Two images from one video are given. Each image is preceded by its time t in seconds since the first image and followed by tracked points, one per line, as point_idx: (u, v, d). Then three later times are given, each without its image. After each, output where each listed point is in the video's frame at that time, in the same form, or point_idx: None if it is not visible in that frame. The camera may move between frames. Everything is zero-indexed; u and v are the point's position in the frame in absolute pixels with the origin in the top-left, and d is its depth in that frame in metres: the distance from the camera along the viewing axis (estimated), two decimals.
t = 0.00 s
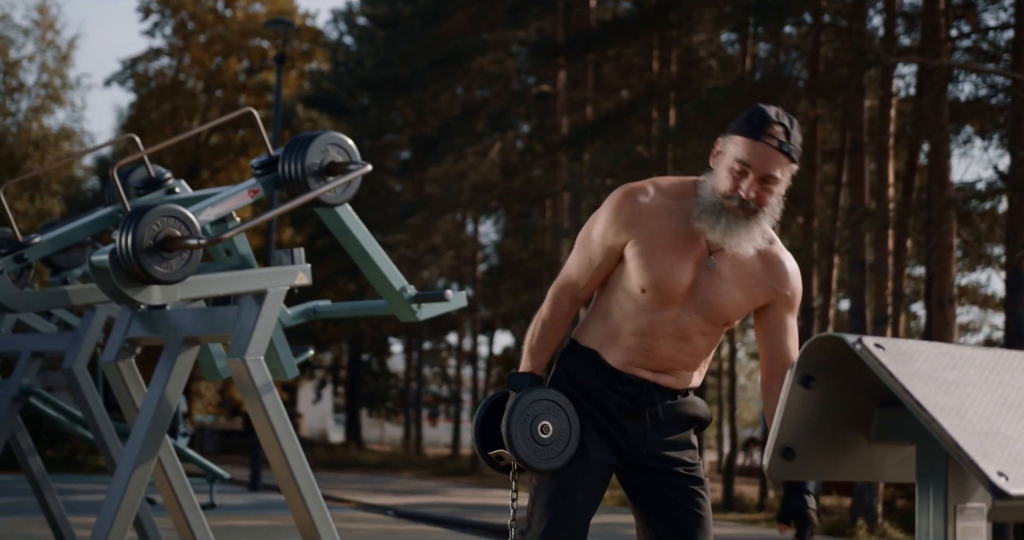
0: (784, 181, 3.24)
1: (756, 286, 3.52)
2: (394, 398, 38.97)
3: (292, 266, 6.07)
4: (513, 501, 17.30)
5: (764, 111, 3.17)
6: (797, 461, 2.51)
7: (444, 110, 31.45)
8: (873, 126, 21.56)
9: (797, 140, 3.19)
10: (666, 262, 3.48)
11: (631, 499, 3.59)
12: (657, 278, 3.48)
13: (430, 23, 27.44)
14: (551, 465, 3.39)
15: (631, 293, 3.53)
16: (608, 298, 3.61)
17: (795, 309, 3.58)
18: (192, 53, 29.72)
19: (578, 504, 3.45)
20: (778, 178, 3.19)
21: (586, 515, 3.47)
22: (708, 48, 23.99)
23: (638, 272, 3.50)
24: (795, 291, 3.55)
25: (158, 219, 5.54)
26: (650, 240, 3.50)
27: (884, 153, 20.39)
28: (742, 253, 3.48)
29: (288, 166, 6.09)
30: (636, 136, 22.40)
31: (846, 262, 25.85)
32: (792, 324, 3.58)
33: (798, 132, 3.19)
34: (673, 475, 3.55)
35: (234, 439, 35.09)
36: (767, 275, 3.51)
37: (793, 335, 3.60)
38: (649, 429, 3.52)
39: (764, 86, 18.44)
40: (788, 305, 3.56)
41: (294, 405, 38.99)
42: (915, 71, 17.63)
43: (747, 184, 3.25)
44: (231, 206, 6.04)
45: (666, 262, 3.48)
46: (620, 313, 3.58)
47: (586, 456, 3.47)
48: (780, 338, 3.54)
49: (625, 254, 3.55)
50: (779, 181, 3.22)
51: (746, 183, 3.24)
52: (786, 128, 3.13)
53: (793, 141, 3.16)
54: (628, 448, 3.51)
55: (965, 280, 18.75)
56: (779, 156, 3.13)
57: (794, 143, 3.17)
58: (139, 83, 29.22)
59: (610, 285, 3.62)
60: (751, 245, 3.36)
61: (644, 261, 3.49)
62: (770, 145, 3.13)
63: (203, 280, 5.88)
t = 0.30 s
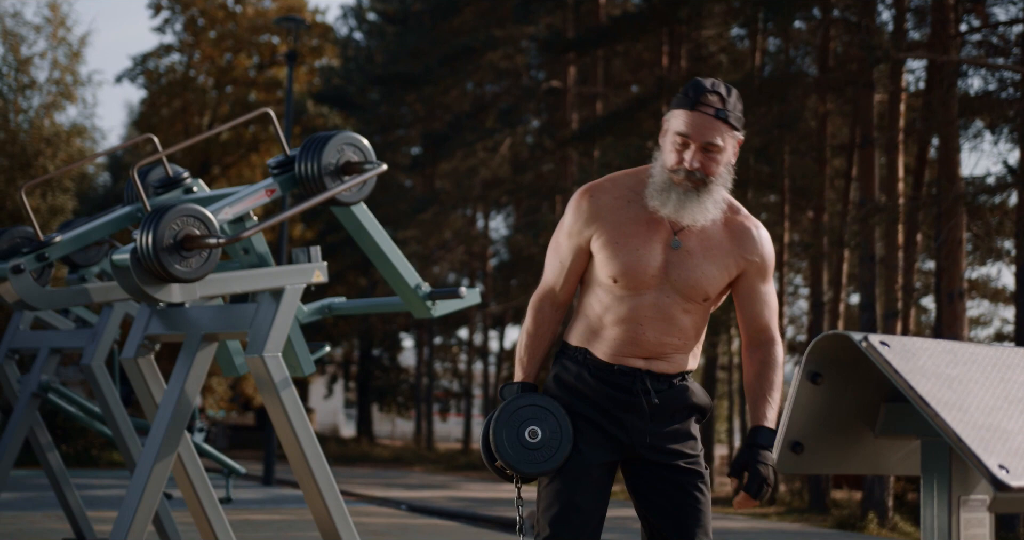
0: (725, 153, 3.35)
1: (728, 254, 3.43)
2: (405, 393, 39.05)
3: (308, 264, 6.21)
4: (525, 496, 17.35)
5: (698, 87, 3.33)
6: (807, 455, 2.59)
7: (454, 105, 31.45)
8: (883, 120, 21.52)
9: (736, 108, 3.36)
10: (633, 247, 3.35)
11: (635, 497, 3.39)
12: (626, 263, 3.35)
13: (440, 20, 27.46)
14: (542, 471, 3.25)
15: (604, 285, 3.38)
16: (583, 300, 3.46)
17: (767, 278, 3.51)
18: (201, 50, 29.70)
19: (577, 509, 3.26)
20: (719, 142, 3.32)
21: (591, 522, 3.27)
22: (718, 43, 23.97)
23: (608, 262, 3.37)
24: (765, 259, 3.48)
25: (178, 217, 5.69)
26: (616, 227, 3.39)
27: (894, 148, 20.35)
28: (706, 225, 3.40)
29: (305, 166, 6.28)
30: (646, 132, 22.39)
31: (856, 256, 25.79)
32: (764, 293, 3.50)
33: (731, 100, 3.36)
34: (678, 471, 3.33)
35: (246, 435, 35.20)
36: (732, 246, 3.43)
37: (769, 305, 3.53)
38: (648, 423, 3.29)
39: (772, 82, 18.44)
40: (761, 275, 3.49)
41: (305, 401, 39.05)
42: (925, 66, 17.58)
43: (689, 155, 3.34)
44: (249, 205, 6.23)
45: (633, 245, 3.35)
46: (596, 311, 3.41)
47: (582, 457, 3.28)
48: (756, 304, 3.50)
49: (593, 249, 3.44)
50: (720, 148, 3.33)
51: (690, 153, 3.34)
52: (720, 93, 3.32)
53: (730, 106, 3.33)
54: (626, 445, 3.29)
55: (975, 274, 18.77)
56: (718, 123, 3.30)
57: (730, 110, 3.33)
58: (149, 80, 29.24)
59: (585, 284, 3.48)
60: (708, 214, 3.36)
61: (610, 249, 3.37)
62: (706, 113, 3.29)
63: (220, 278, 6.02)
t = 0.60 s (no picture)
0: (675, 138, 3.28)
1: (694, 240, 3.29)
2: (415, 393, 39.09)
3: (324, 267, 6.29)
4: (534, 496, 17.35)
5: (641, 77, 3.29)
6: (814, 455, 2.65)
7: (464, 105, 31.48)
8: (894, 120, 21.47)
9: (680, 92, 3.30)
10: (597, 242, 3.29)
11: (627, 497, 3.28)
12: (592, 259, 3.28)
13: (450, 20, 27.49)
14: (523, 474, 3.22)
15: (574, 285, 3.32)
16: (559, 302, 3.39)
17: (740, 261, 3.34)
18: (212, 51, 29.75)
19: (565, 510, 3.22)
20: (666, 128, 3.25)
21: (582, 522, 3.22)
22: (728, 43, 23.96)
23: (575, 260, 3.31)
24: (733, 241, 3.31)
25: (195, 221, 5.80)
26: (579, 225, 3.33)
27: (905, 148, 20.30)
28: (668, 211, 3.29)
29: (320, 170, 6.39)
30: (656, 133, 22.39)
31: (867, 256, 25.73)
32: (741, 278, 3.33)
33: (677, 85, 3.30)
34: (666, 469, 3.20)
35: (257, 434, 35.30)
36: (701, 230, 3.30)
37: (744, 288, 3.35)
38: (627, 419, 3.18)
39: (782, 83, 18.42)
40: (733, 258, 3.33)
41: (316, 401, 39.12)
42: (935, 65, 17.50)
43: (638, 143, 3.27)
44: (262, 209, 6.33)
45: (597, 240, 3.29)
46: (570, 312, 3.33)
47: (566, 456, 3.23)
48: (727, 289, 3.32)
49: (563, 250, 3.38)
50: (668, 134, 3.26)
51: (637, 141, 3.27)
52: (662, 79, 3.27)
53: (674, 90, 3.27)
54: (611, 442, 3.21)
55: (984, 274, 18.77)
56: (664, 108, 3.25)
57: (674, 93, 3.27)
58: (159, 80, 29.31)
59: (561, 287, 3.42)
60: (667, 199, 3.26)
61: (575, 246, 3.31)
62: (649, 100, 3.24)
63: (237, 282, 6.11)
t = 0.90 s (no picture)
0: (624, 132, 3.36)
1: (652, 233, 3.35)
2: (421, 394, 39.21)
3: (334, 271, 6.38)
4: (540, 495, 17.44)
5: (587, 77, 3.38)
6: (819, 456, 2.69)
7: (468, 106, 31.57)
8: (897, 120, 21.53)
9: (627, 87, 3.37)
10: (561, 242, 3.45)
11: (616, 496, 3.35)
12: (557, 260, 3.44)
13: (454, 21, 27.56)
14: (493, 476, 3.38)
15: (545, 285, 3.48)
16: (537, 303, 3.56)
17: (703, 250, 3.35)
18: (216, 54, 29.85)
19: (548, 511, 3.38)
20: (611, 124, 3.33)
21: (573, 520, 3.38)
22: (731, 43, 24.02)
23: (544, 262, 3.48)
24: (693, 231, 3.34)
25: (208, 225, 5.90)
26: (546, 227, 3.51)
27: (909, 148, 20.36)
28: (624, 205, 3.39)
29: (331, 175, 6.50)
30: (660, 133, 22.47)
31: (871, 255, 25.81)
32: (705, 269, 3.34)
33: (623, 80, 3.37)
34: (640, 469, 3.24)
35: (263, 436, 35.38)
36: (658, 223, 3.36)
37: (710, 277, 3.36)
38: (594, 417, 3.27)
39: (785, 84, 18.49)
40: (695, 248, 3.34)
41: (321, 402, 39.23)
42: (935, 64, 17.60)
43: (588, 142, 3.37)
44: (271, 213, 6.44)
45: (560, 240, 3.45)
46: (544, 311, 3.49)
47: (546, 455, 3.37)
48: (691, 277, 3.33)
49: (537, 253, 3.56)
50: (615, 130, 3.35)
51: (587, 140, 3.37)
52: (606, 75, 3.34)
53: (619, 87, 3.35)
54: (587, 442, 3.32)
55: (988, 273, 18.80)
56: (610, 106, 3.33)
57: (618, 88, 3.34)
58: (164, 83, 29.43)
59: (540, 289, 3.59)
60: (622, 196, 3.36)
61: (542, 248, 3.49)
62: (593, 98, 3.33)
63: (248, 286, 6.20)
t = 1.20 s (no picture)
0: (602, 140, 3.40)
1: (635, 239, 3.38)
2: (427, 402, 39.22)
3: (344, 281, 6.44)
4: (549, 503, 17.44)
5: (564, 88, 3.41)
6: (827, 467, 2.75)
7: (475, 115, 31.60)
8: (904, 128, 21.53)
9: (604, 96, 3.40)
10: (547, 252, 3.52)
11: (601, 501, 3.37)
12: (544, 270, 3.51)
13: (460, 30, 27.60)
14: (477, 481, 3.46)
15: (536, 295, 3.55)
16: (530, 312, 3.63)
17: (686, 256, 3.36)
18: (223, 62, 29.91)
19: (543, 518, 3.45)
20: (588, 133, 3.37)
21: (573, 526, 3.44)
22: (737, 51, 24.04)
23: (533, 271, 3.55)
24: (675, 236, 3.36)
25: (220, 238, 5.95)
26: (535, 239, 3.59)
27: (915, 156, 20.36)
28: (606, 212, 3.43)
29: (342, 187, 6.58)
30: (667, 142, 22.50)
31: (878, 263, 25.79)
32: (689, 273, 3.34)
33: (600, 89, 3.40)
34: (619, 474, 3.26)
35: (270, 444, 35.43)
36: (639, 230, 3.38)
37: (695, 282, 3.36)
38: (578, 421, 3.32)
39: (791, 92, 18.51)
40: (677, 254, 3.35)
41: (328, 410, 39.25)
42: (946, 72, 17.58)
43: (567, 151, 3.41)
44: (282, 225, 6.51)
45: (547, 251, 3.52)
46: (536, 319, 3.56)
47: (535, 460, 3.44)
48: (672, 283, 3.34)
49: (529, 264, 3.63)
50: (593, 139, 3.38)
51: (565, 150, 3.41)
52: (581, 86, 3.38)
53: (596, 96, 3.38)
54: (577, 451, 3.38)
55: (996, 281, 18.77)
56: (586, 115, 3.36)
57: (594, 97, 3.37)
58: (172, 92, 29.51)
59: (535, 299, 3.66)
60: (601, 203, 3.40)
61: (531, 259, 3.56)
62: (570, 108, 3.37)
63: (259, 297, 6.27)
